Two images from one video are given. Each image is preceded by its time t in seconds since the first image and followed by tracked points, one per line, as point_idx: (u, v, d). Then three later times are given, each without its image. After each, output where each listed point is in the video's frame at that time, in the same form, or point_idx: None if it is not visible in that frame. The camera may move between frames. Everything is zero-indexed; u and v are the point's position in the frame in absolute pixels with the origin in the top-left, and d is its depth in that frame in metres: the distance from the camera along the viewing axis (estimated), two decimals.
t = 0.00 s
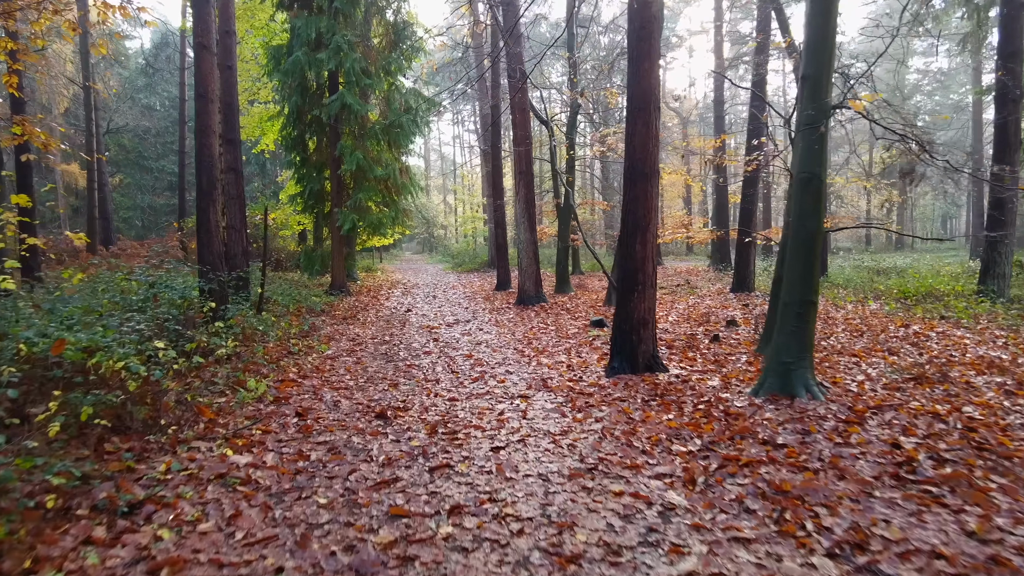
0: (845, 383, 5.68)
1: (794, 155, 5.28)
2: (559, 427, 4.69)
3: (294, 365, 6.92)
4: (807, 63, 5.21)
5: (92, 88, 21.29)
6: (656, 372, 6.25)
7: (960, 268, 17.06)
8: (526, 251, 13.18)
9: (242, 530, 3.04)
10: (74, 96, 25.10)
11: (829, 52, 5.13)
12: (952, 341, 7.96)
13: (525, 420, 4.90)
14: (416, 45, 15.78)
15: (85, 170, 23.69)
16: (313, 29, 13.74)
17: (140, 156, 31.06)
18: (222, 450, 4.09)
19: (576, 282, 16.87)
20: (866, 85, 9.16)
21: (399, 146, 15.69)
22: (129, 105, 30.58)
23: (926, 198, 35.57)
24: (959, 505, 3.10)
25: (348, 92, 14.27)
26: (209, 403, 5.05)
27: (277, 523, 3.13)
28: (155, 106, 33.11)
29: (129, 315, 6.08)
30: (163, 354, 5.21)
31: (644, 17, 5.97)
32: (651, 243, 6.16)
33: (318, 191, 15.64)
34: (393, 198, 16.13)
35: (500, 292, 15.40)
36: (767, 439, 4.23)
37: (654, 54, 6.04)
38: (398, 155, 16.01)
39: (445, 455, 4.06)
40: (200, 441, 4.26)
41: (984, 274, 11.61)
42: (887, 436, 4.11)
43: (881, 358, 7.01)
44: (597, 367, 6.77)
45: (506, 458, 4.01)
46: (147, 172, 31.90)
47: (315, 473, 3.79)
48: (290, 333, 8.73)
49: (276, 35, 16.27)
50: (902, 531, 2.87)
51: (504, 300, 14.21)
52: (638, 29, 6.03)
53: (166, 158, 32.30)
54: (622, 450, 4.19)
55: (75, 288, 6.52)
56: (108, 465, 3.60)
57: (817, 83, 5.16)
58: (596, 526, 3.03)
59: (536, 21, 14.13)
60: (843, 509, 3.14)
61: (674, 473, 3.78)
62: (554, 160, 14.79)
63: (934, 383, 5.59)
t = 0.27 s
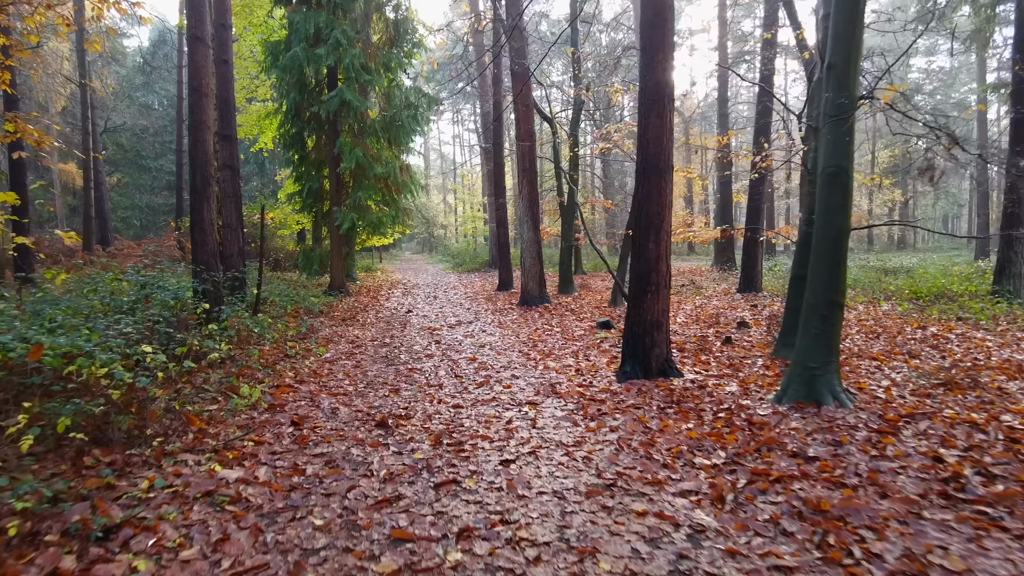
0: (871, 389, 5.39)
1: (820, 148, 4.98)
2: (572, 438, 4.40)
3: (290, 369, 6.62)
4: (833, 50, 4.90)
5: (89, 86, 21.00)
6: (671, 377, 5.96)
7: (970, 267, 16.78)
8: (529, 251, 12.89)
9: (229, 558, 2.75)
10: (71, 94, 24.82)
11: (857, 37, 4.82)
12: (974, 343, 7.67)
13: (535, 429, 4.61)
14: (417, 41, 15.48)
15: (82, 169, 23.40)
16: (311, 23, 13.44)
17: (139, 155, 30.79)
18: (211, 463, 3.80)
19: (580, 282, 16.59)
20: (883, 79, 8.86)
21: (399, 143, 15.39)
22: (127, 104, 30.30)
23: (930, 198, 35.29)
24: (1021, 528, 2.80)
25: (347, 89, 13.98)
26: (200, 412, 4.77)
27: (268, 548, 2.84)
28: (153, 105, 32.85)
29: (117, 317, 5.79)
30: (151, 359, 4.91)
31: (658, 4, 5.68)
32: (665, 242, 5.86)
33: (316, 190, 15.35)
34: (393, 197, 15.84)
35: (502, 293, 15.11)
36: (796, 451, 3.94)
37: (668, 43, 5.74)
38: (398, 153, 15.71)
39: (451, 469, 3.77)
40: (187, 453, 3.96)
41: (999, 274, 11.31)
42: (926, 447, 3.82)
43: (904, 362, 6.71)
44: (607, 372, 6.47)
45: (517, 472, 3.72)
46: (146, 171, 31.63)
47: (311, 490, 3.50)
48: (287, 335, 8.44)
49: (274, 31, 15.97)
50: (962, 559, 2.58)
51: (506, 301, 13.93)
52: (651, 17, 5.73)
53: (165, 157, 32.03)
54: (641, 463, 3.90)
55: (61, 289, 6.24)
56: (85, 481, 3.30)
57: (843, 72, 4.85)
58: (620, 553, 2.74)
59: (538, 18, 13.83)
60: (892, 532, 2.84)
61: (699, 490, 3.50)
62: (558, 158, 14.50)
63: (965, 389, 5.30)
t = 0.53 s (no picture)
0: (902, 397, 5.09)
1: (850, 143, 4.68)
2: (588, 452, 4.12)
3: (287, 375, 6.33)
4: (864, 39, 4.59)
5: (85, 85, 20.71)
6: (687, 384, 5.67)
7: (979, 268, 16.51)
8: (533, 251, 12.60)
9: None
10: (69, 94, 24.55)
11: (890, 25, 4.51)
12: (997, 347, 7.38)
13: (548, 442, 4.33)
14: (418, 38, 15.18)
15: (78, 169, 23.12)
16: (310, 19, 13.12)
17: (139, 155, 30.56)
18: (200, 482, 3.52)
19: (583, 283, 16.32)
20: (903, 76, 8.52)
21: (399, 141, 15.08)
22: (126, 103, 30.04)
23: (935, 198, 35.03)
24: None
25: (347, 85, 13.67)
26: (190, 423, 4.47)
27: None
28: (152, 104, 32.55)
29: (104, 321, 5.50)
30: (138, 367, 4.59)
31: None
32: (681, 242, 5.57)
33: (315, 189, 15.05)
34: (393, 196, 15.54)
35: (505, 294, 14.83)
36: (832, 468, 3.66)
37: (685, 34, 5.45)
38: (399, 151, 15.40)
39: (460, 489, 3.49)
40: (174, 470, 3.66)
41: (1016, 275, 11.02)
42: (973, 464, 3.53)
43: (928, 367, 6.42)
44: (620, 378, 6.18)
45: (531, 493, 3.44)
46: (144, 171, 31.35)
47: (308, 514, 3.21)
48: (284, 339, 8.15)
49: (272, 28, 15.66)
50: None
51: (509, 302, 13.64)
52: (667, 6, 5.44)
53: (164, 156, 31.74)
54: (665, 483, 3.62)
55: (48, 292, 5.94)
56: (60, 504, 3.00)
57: (876, 62, 4.55)
58: None
59: (542, 15, 13.53)
60: (958, 567, 2.54)
61: (732, 513, 3.22)
62: (561, 157, 14.21)
63: (1000, 397, 5.01)
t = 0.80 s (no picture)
0: (930, 404, 4.82)
1: (878, 136, 4.36)
2: (602, 467, 3.84)
3: (281, 380, 6.05)
4: (895, 24, 4.25)
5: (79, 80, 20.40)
6: (702, 390, 5.39)
7: (986, 267, 16.29)
8: (536, 249, 12.32)
9: None
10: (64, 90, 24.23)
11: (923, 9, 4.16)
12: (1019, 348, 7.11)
13: (558, 455, 4.06)
14: (417, 33, 14.87)
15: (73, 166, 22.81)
16: (307, 12, 12.81)
17: (135, 152, 30.25)
18: (184, 503, 3.24)
19: (585, 281, 16.08)
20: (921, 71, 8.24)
21: (398, 137, 14.78)
22: (122, 99, 29.71)
23: (938, 196, 34.81)
24: None
25: (345, 80, 13.38)
26: (176, 434, 4.20)
27: None
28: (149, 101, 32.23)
29: (87, 323, 5.21)
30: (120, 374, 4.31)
31: None
32: (696, 241, 5.30)
33: (312, 186, 14.75)
34: (392, 193, 15.25)
35: (506, 293, 14.56)
36: (867, 485, 3.39)
37: (700, 21, 5.16)
38: (398, 147, 15.10)
39: (466, 511, 3.22)
40: (156, 488, 3.38)
41: None
42: (1021, 482, 3.25)
43: (952, 371, 6.15)
44: (630, 384, 5.90)
45: (543, 515, 3.16)
46: (141, 169, 31.04)
47: (301, 539, 2.94)
48: (280, 341, 7.87)
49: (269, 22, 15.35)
50: None
51: (510, 302, 13.37)
52: None
53: (160, 153, 31.42)
54: (687, 502, 3.35)
55: (30, 293, 5.65)
56: (27, 530, 2.71)
57: (908, 49, 4.22)
58: None
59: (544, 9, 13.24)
60: None
61: (763, 538, 2.95)
62: (564, 153, 13.93)
63: None
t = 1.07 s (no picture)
0: (965, 413, 4.52)
1: (911, 127, 4.00)
2: (618, 485, 3.55)
3: (274, 387, 5.74)
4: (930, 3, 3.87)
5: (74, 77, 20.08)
6: (720, 397, 5.09)
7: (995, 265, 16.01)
8: (538, 248, 12.02)
9: None
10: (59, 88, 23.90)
11: None
12: None
13: (570, 471, 3.76)
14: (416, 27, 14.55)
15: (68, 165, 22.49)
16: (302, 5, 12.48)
17: (132, 151, 29.93)
18: (162, 528, 2.95)
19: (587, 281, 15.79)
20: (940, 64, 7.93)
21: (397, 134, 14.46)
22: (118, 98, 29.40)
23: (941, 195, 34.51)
24: None
25: (342, 75, 13.06)
26: (159, 449, 3.89)
27: None
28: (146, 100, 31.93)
29: (68, 327, 4.90)
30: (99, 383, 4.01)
31: None
32: (713, 240, 5.00)
33: (309, 183, 14.44)
34: (391, 191, 14.93)
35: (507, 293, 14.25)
36: (911, 505, 3.10)
37: (717, 5, 4.85)
38: (396, 144, 14.78)
39: (472, 537, 2.93)
40: (132, 511, 3.08)
41: None
42: None
43: (979, 376, 5.84)
44: (642, 390, 5.60)
45: (558, 543, 2.87)
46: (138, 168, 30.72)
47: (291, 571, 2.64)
48: (274, 344, 7.57)
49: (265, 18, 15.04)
50: None
51: (512, 302, 13.06)
52: None
53: (157, 152, 31.10)
54: (714, 526, 3.06)
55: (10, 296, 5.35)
56: None
57: (945, 31, 3.84)
58: None
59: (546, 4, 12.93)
60: None
61: (802, 568, 2.66)
62: (567, 150, 13.62)
63: None
